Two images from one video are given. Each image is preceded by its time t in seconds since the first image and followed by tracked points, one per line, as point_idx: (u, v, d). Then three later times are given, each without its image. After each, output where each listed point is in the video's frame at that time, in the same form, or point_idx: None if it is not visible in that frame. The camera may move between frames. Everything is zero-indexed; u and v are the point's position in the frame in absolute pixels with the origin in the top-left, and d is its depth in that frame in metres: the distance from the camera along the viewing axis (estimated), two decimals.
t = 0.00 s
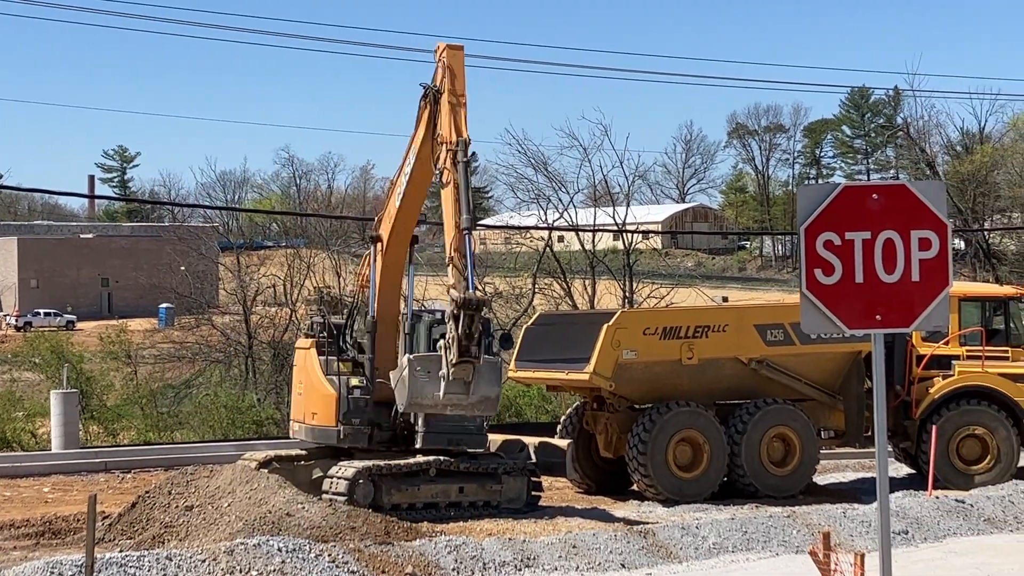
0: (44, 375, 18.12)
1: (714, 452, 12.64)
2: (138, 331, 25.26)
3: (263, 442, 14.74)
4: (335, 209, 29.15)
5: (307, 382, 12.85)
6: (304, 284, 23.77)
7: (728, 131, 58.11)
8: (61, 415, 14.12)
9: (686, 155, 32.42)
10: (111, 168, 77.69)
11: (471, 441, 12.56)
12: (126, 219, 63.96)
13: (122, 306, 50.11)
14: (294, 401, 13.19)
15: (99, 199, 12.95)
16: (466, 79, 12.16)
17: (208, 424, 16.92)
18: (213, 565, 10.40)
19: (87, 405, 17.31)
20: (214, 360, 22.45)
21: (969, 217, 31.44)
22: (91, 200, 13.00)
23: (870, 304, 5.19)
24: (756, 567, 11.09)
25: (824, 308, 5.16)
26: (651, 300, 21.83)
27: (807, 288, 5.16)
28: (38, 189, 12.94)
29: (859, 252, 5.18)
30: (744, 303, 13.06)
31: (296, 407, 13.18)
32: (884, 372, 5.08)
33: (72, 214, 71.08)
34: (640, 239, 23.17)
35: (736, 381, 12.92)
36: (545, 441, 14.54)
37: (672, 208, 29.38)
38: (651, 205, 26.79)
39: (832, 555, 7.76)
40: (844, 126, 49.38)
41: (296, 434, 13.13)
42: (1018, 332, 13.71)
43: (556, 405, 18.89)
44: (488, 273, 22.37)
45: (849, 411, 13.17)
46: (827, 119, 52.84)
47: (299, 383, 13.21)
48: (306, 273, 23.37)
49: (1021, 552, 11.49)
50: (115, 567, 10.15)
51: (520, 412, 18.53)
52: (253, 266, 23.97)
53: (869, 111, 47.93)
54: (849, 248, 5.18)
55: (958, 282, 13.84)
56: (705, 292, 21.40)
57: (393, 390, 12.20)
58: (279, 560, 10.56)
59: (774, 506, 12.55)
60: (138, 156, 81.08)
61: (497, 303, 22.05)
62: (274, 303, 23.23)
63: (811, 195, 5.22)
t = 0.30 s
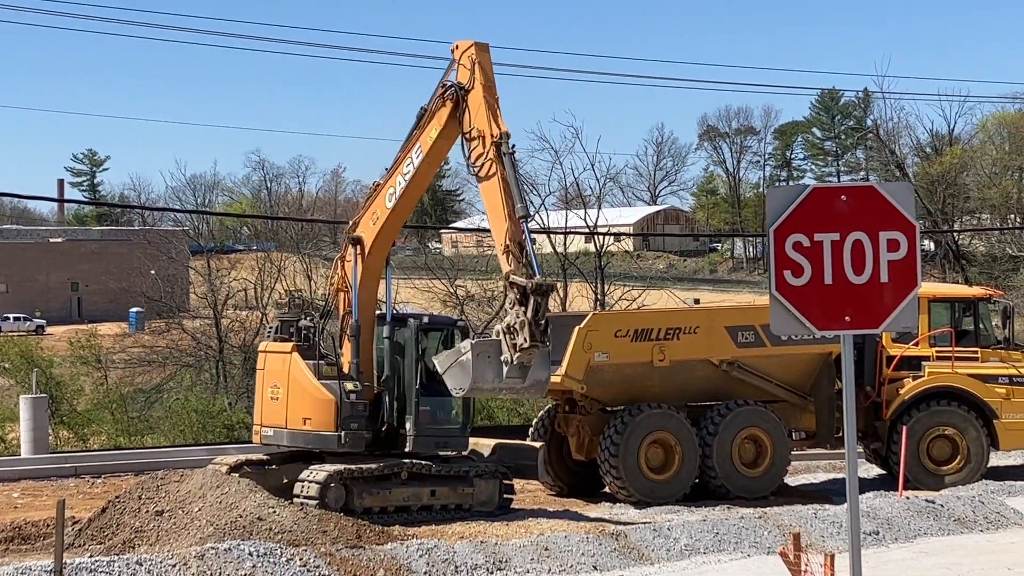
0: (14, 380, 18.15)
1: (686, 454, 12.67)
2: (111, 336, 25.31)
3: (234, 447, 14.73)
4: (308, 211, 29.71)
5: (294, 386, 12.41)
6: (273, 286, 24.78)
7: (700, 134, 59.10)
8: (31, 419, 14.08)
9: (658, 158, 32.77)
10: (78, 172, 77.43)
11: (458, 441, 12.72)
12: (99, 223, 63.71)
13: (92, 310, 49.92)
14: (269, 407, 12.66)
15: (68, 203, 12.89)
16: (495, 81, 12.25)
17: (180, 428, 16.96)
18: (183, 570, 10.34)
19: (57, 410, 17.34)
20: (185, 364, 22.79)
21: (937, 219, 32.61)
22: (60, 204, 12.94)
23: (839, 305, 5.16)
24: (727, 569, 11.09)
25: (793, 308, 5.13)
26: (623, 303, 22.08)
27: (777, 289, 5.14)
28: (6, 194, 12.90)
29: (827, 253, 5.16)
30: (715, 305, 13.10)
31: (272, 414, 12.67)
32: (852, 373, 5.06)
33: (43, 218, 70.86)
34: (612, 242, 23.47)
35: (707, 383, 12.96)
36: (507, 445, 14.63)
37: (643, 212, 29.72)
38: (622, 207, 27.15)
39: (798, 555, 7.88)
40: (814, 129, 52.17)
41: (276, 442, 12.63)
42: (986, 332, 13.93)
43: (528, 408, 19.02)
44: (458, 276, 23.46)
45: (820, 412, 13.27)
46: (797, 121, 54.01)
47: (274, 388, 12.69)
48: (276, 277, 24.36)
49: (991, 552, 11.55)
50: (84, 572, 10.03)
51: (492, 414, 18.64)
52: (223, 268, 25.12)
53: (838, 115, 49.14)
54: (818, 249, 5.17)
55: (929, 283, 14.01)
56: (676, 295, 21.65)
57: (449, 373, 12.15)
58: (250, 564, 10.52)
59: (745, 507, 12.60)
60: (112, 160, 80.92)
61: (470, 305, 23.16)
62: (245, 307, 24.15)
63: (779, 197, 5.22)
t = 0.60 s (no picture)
0: None
1: (659, 455, 12.72)
2: (83, 339, 25.34)
3: (206, 450, 14.73)
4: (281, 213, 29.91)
5: (287, 389, 12.28)
6: (245, 290, 24.96)
7: (671, 134, 59.96)
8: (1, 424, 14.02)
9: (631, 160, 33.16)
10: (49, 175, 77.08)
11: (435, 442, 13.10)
12: (71, 226, 63.39)
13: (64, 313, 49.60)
14: (254, 412, 12.43)
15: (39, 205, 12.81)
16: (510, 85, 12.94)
17: (151, 431, 17.01)
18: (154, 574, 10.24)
19: (28, 414, 17.36)
20: (156, 368, 23.09)
21: (908, 219, 34.03)
22: (30, 207, 12.86)
23: (811, 305, 5.12)
24: (700, 569, 11.10)
25: (764, 310, 5.09)
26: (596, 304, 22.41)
27: (746, 291, 5.10)
28: None
29: (798, 253, 5.13)
30: (687, 306, 13.14)
31: (256, 418, 12.45)
32: (823, 371, 5.09)
33: (13, 222, 70.42)
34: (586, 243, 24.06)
35: (679, 383, 13.01)
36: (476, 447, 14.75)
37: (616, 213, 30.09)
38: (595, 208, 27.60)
39: (772, 555, 7.61)
40: (786, 131, 53.56)
41: (260, 447, 12.42)
42: (957, 332, 14.12)
43: (502, 409, 19.18)
44: (432, 277, 24.28)
45: (792, 412, 13.41)
46: (769, 122, 55.90)
47: (258, 392, 12.47)
48: (247, 279, 24.74)
49: (963, 551, 11.60)
50: None
51: (465, 416, 18.78)
52: (196, 271, 25.26)
53: (809, 117, 50.28)
54: (788, 250, 5.13)
55: (900, 284, 14.26)
56: (647, 296, 21.93)
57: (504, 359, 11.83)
58: (221, 568, 10.44)
59: (718, 507, 12.64)
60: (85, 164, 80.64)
61: (443, 307, 24.13)
62: (216, 309, 24.54)
63: (749, 199, 5.16)
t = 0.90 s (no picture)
0: None
1: (635, 455, 12.78)
2: (57, 342, 25.35)
3: (181, 452, 14.72)
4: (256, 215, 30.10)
5: (287, 392, 12.19)
6: (220, 291, 25.40)
7: (647, 135, 60.44)
8: None
9: (606, 161, 33.48)
10: (23, 176, 76.67)
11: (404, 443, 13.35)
12: (45, 228, 63.01)
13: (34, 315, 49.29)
14: (246, 415, 12.21)
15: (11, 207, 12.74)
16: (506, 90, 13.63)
17: (126, 433, 17.05)
18: None
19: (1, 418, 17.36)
20: (131, 371, 23.30)
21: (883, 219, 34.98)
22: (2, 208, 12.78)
23: (785, 304, 5.12)
24: (677, 569, 11.08)
25: (739, 309, 5.09)
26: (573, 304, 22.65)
27: (722, 290, 5.10)
28: None
29: (772, 253, 5.13)
30: (664, 305, 13.17)
31: (247, 422, 12.22)
32: (797, 371, 5.13)
33: None
34: (562, 244, 24.54)
35: (655, 383, 13.06)
36: (451, 448, 14.56)
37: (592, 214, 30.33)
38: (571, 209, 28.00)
39: (748, 554, 7.57)
40: (762, 130, 54.44)
41: (250, 450, 12.22)
42: (931, 332, 14.50)
43: (477, 410, 19.33)
44: (408, 279, 24.50)
45: (768, 412, 13.55)
46: (745, 124, 56.93)
47: (250, 395, 12.25)
48: (222, 281, 25.13)
49: (939, 549, 11.63)
50: None
51: (441, 417, 18.90)
52: (170, 274, 25.56)
53: (784, 117, 51.05)
54: (763, 249, 5.13)
55: (875, 284, 14.55)
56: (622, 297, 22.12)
57: (545, 342, 11.89)
58: (197, 571, 10.30)
59: (694, 508, 12.70)
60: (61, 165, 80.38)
61: (418, 308, 24.29)
62: (192, 311, 24.84)
63: (724, 198, 5.17)
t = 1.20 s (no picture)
0: None
1: (616, 454, 12.93)
2: (37, 343, 25.32)
3: (161, 454, 14.71)
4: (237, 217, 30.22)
5: (290, 394, 12.25)
6: (201, 292, 25.51)
7: (628, 136, 60.61)
8: None
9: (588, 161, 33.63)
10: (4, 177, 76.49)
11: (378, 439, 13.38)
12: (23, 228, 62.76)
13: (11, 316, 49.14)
14: (248, 417, 12.16)
15: None
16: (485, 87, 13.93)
17: (106, 435, 17.07)
18: None
19: None
20: (111, 371, 23.38)
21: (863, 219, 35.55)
22: None
23: (765, 305, 5.17)
24: (659, 569, 11.06)
25: (720, 309, 5.14)
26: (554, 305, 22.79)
27: (702, 290, 5.16)
28: None
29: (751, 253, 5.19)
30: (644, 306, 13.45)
31: (248, 423, 12.17)
32: (776, 373, 5.16)
33: None
34: (543, 245, 24.76)
35: (636, 383, 13.30)
36: (432, 449, 14.39)
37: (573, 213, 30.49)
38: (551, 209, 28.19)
39: (731, 554, 7.45)
40: (741, 131, 54.93)
41: (250, 451, 12.18)
42: (911, 330, 14.68)
43: (459, 411, 19.41)
44: (389, 279, 24.61)
45: (748, 411, 13.84)
46: (726, 124, 57.41)
47: (251, 396, 12.19)
48: (203, 281, 25.19)
49: (921, 548, 11.64)
50: None
51: (422, 417, 18.98)
52: (150, 274, 25.59)
53: (764, 117, 51.44)
54: (744, 249, 5.18)
55: (855, 283, 14.71)
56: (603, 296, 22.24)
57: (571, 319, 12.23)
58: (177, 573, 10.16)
59: (676, 507, 12.75)
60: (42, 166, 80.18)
61: (400, 308, 24.37)
62: (172, 312, 24.98)
63: (704, 198, 5.22)
